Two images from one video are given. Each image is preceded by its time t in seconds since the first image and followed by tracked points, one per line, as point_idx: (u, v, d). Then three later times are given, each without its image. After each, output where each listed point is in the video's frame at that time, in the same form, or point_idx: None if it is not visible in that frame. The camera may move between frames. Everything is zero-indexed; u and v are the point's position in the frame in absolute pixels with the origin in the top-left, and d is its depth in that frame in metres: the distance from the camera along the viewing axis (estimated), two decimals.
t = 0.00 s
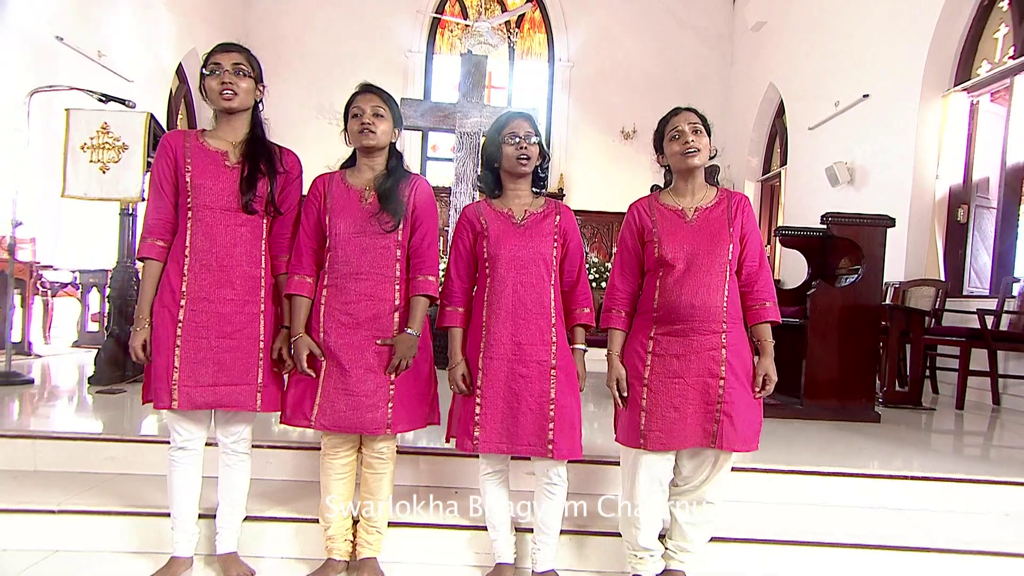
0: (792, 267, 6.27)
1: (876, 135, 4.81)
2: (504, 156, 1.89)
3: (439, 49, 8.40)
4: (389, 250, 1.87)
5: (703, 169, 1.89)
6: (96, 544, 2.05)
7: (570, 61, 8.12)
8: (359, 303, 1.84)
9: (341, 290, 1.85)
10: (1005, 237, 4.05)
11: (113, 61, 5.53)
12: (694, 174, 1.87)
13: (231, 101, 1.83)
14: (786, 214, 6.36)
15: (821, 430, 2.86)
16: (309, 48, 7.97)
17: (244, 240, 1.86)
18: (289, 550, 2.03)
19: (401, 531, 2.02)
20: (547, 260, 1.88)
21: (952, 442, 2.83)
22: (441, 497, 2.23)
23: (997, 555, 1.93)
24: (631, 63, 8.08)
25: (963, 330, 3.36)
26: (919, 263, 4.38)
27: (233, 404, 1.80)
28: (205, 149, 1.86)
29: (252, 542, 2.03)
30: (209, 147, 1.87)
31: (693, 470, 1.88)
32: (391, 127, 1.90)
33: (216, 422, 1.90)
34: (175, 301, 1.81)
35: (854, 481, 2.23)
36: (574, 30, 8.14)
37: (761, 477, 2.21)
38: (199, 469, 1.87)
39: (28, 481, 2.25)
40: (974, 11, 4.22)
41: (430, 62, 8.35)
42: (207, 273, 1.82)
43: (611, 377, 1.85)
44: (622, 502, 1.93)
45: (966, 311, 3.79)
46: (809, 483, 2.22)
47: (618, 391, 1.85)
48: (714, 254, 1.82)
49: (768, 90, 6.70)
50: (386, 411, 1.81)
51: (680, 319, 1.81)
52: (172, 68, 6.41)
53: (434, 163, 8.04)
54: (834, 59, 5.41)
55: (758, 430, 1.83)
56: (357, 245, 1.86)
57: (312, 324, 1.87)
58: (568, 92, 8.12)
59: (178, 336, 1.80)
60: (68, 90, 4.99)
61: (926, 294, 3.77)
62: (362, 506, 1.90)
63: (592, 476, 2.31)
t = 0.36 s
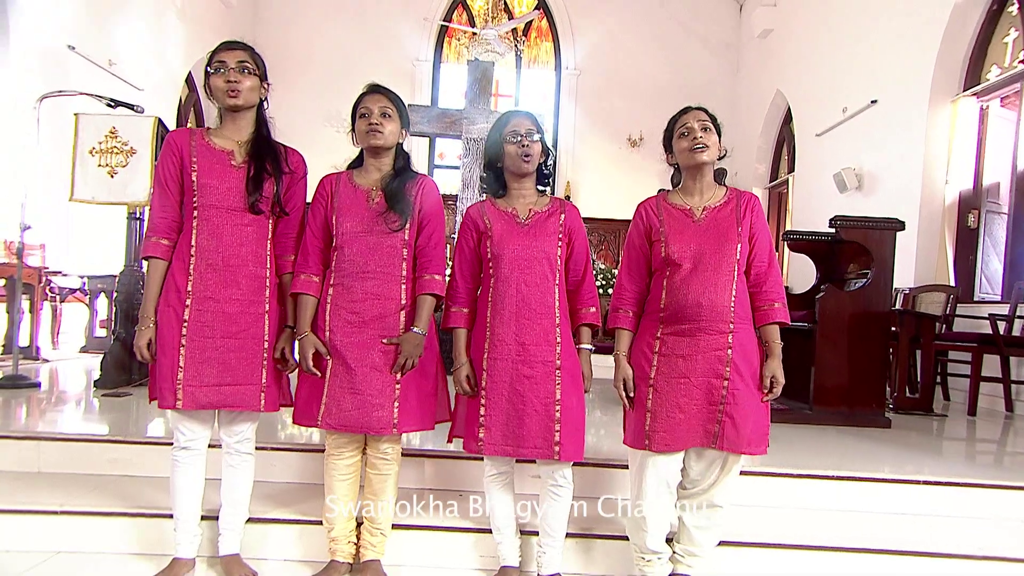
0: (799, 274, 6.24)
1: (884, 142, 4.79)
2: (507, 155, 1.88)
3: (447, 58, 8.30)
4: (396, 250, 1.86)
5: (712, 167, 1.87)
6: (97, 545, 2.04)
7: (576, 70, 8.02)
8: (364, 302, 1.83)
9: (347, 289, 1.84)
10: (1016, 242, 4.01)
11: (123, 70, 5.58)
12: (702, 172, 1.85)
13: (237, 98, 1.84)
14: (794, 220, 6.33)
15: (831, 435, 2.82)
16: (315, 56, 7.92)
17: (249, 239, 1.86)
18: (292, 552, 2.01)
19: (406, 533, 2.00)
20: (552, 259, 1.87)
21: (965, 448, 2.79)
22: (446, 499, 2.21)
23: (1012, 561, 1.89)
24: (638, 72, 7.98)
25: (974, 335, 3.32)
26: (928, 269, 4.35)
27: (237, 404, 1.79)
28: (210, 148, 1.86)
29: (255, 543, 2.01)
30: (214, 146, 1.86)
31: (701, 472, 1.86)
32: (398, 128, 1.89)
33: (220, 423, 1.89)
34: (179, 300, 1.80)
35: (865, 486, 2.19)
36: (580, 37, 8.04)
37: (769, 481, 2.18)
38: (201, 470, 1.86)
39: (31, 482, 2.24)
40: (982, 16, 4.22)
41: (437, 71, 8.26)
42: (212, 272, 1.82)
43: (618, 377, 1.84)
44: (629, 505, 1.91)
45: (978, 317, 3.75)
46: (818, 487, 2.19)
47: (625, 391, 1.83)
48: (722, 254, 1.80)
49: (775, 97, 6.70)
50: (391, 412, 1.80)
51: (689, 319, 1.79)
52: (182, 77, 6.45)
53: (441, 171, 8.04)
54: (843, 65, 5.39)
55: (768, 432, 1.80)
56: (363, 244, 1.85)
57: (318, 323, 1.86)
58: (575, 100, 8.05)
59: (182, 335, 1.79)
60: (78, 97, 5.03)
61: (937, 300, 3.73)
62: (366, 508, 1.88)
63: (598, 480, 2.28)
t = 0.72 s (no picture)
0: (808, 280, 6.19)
1: (894, 148, 4.76)
2: (515, 152, 1.87)
3: (454, 67, 8.18)
4: (401, 249, 1.85)
5: (724, 168, 1.86)
6: (101, 546, 2.03)
7: (584, 77, 7.91)
8: (369, 302, 1.82)
9: (352, 288, 1.83)
10: None
11: (134, 78, 5.63)
12: (713, 172, 1.84)
13: (242, 97, 1.84)
14: (803, 227, 6.28)
15: (841, 440, 2.79)
16: (321, 64, 7.86)
17: (253, 237, 1.86)
18: (296, 554, 1.99)
19: (410, 535, 1.98)
20: (559, 258, 1.85)
21: (979, 455, 2.75)
22: (452, 502, 2.19)
23: None
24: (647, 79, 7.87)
25: (987, 341, 3.30)
26: (939, 275, 4.31)
27: (239, 403, 1.78)
28: (215, 147, 1.87)
29: (259, 545, 2.00)
30: (219, 146, 1.87)
31: (708, 474, 1.83)
32: (404, 126, 1.89)
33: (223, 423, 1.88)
34: (182, 299, 1.81)
35: (877, 490, 2.16)
36: (588, 44, 7.93)
37: (779, 485, 2.15)
38: (205, 471, 1.85)
39: (36, 483, 2.23)
40: (992, 21, 4.20)
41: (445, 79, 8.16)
42: (216, 271, 1.82)
43: (623, 374, 1.81)
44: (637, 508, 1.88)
45: (991, 322, 3.71)
46: (829, 491, 2.16)
47: (630, 388, 1.81)
48: (730, 252, 1.78)
49: (784, 103, 6.68)
50: (395, 412, 1.78)
51: (695, 317, 1.77)
52: (192, 86, 6.50)
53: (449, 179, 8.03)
54: (853, 71, 5.34)
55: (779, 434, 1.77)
56: (368, 243, 1.84)
57: (322, 322, 1.85)
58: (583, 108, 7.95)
59: (184, 334, 1.80)
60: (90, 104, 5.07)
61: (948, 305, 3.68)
62: (371, 510, 1.86)
63: (604, 482, 2.26)
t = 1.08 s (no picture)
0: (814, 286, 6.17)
1: (901, 154, 4.74)
2: (530, 151, 1.86)
3: (462, 75, 8.23)
4: (402, 250, 1.84)
5: (731, 170, 1.84)
6: (104, 549, 2.02)
7: (591, 85, 7.90)
8: (369, 302, 1.81)
9: (352, 289, 1.82)
10: None
11: (145, 87, 5.69)
12: (719, 174, 1.82)
13: (246, 95, 1.84)
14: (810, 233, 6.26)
15: (850, 446, 2.76)
16: (329, 73, 7.90)
17: (254, 237, 1.86)
18: (299, 558, 1.98)
19: (414, 538, 1.97)
20: (566, 259, 1.84)
21: (991, 461, 2.71)
22: (455, 507, 2.17)
23: None
24: (653, 87, 7.85)
25: (999, 347, 3.27)
26: (948, 281, 4.28)
27: (235, 404, 1.77)
28: (219, 146, 1.88)
29: (262, 549, 1.98)
30: (223, 145, 1.88)
31: (714, 480, 1.81)
32: (409, 126, 1.89)
33: (224, 424, 1.87)
34: (183, 298, 1.82)
35: (888, 495, 2.13)
36: (594, 52, 7.93)
37: (787, 490, 2.12)
38: (207, 473, 1.84)
39: (40, 485, 2.23)
40: (1001, 26, 4.18)
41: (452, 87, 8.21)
42: (216, 271, 1.82)
43: (626, 375, 1.79)
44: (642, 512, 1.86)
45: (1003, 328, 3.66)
46: (838, 496, 2.13)
47: (634, 390, 1.79)
48: (734, 253, 1.77)
49: (791, 111, 6.66)
50: (393, 414, 1.77)
51: (698, 318, 1.75)
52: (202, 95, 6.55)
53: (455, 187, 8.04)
54: (860, 77, 5.33)
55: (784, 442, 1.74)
56: (369, 244, 1.83)
57: (322, 323, 1.84)
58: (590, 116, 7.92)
59: (183, 332, 1.80)
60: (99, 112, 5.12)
61: (959, 311, 3.65)
62: (373, 513, 1.85)
63: (611, 487, 2.24)
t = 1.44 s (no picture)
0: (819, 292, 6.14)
1: (907, 158, 4.73)
2: (539, 148, 1.85)
3: (466, 82, 8.24)
4: (402, 247, 1.83)
5: (732, 164, 1.83)
6: (104, 550, 2.00)
7: (595, 91, 7.91)
8: (368, 300, 1.80)
9: (352, 287, 1.82)
10: None
11: (152, 94, 5.73)
12: (719, 167, 1.81)
13: (243, 95, 1.85)
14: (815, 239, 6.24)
15: (856, 449, 2.73)
16: (333, 80, 7.93)
17: (253, 235, 1.85)
18: (299, 560, 1.96)
19: (415, 541, 1.95)
20: (571, 257, 1.83)
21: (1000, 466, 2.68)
22: (457, 509, 2.15)
23: None
24: (656, 93, 7.86)
25: (1006, 351, 3.22)
26: (954, 285, 4.26)
27: (234, 401, 1.77)
28: (219, 142, 1.88)
29: (262, 551, 1.97)
30: (223, 141, 1.88)
31: (719, 480, 1.78)
32: (408, 122, 1.89)
33: (225, 422, 1.86)
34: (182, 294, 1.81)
35: (895, 499, 2.10)
36: (598, 59, 7.94)
37: (794, 493, 2.10)
38: (207, 473, 1.82)
39: (41, 486, 2.22)
40: (1006, 29, 4.17)
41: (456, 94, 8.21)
42: (216, 267, 1.82)
43: (629, 375, 1.78)
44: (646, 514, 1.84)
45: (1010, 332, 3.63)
46: (846, 499, 2.11)
47: (636, 390, 1.78)
48: (736, 249, 1.76)
49: (795, 116, 6.65)
50: (393, 413, 1.76)
51: (701, 315, 1.74)
52: (207, 102, 6.58)
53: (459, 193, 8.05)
54: (864, 82, 5.32)
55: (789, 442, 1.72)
56: (370, 241, 1.83)
57: (322, 321, 1.84)
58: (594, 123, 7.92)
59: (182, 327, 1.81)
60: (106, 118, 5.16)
61: (966, 315, 3.61)
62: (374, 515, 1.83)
63: (614, 489, 2.23)
